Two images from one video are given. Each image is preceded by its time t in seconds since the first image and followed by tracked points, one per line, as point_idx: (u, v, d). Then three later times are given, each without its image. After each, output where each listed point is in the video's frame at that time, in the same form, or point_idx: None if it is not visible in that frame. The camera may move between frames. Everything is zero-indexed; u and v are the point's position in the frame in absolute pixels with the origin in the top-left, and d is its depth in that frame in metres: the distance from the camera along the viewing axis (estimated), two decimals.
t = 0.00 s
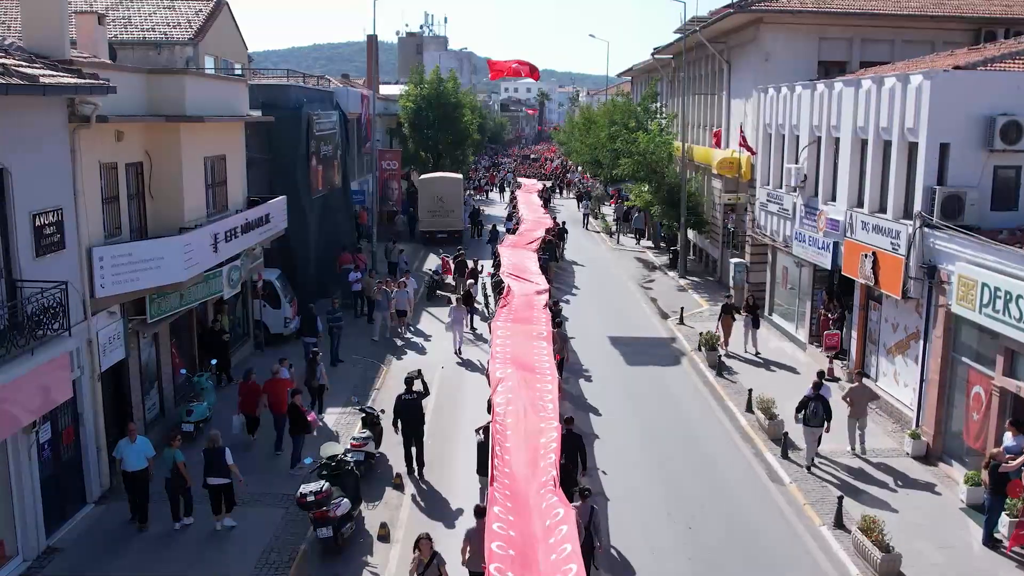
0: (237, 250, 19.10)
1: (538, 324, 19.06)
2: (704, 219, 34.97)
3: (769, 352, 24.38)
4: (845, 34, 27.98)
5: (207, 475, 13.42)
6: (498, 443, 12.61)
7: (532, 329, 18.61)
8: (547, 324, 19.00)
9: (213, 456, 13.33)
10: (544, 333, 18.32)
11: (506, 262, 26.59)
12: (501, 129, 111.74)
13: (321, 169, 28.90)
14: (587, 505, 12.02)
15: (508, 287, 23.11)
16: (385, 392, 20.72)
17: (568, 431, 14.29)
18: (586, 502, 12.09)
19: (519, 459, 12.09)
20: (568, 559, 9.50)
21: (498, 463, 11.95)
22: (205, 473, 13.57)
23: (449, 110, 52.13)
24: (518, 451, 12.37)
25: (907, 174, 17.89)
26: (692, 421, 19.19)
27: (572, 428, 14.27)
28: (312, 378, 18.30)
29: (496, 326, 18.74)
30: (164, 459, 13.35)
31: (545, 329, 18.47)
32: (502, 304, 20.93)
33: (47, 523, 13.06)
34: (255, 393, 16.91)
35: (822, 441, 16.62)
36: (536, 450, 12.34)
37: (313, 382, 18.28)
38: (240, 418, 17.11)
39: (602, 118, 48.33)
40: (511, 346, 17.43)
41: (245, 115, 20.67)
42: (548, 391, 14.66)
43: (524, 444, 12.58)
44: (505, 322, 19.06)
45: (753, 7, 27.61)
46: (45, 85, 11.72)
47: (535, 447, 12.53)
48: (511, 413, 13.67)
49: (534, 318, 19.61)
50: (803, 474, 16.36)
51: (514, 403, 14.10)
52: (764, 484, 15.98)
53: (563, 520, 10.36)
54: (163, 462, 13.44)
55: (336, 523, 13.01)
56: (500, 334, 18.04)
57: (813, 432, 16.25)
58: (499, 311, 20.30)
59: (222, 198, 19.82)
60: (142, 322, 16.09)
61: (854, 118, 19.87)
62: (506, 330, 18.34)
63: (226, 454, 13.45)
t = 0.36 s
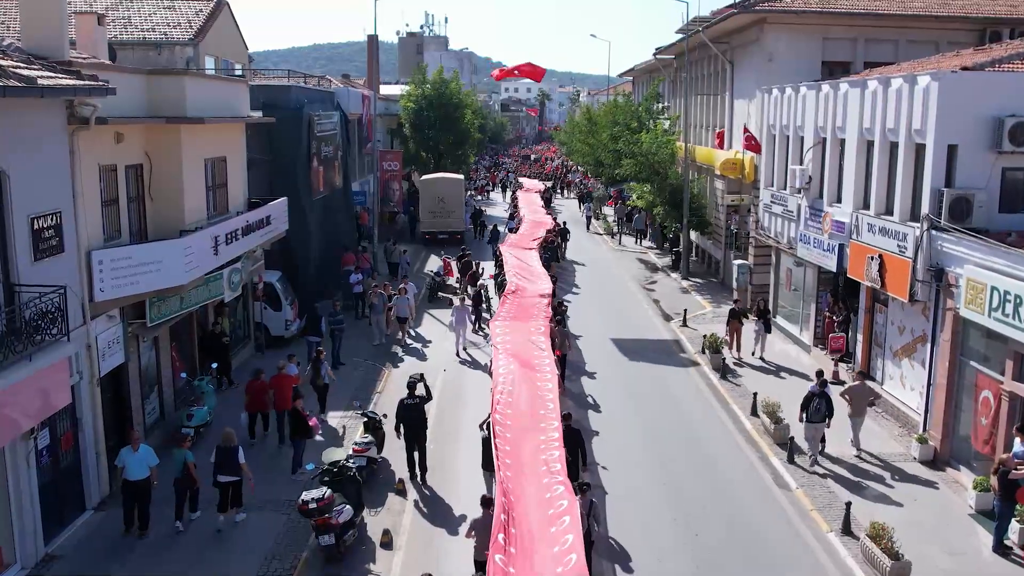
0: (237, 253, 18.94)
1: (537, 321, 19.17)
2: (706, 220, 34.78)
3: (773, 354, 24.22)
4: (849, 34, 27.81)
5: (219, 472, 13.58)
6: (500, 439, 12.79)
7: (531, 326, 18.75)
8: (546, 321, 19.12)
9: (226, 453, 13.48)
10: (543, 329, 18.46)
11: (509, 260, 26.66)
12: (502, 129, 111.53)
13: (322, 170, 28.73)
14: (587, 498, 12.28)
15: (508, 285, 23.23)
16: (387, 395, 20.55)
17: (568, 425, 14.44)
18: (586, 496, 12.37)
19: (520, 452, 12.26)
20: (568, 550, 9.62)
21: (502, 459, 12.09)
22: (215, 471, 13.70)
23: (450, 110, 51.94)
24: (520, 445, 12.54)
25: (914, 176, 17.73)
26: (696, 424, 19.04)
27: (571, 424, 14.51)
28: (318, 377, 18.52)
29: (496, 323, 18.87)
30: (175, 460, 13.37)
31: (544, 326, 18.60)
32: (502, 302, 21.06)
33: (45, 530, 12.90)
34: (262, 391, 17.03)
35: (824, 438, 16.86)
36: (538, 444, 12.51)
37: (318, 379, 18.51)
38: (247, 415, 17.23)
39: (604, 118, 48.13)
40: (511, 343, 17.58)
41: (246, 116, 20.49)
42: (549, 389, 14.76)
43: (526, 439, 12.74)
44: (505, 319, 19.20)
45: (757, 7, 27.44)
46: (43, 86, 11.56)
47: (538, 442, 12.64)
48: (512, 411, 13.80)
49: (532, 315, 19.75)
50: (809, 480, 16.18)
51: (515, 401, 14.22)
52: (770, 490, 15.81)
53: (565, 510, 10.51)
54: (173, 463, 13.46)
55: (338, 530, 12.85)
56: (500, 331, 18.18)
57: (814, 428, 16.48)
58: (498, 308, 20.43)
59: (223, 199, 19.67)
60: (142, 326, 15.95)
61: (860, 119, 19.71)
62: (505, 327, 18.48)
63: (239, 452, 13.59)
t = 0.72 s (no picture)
0: (237, 254, 18.80)
1: (539, 317, 19.27)
2: (708, 221, 34.63)
3: (776, 357, 24.07)
4: (852, 34, 27.62)
5: (224, 468, 13.79)
6: (502, 431, 12.94)
7: (533, 322, 18.85)
8: (548, 318, 19.21)
9: (229, 450, 13.68)
10: (545, 326, 18.57)
11: (511, 260, 26.70)
12: (502, 129, 111.30)
13: (322, 171, 28.59)
14: (587, 490, 12.64)
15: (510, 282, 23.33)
16: (388, 398, 20.40)
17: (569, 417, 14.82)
18: (586, 490, 12.62)
19: (521, 445, 12.43)
20: (569, 542, 9.79)
21: (503, 450, 12.23)
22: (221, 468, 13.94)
23: (451, 109, 51.80)
24: (521, 437, 12.69)
25: (920, 178, 17.58)
26: (698, 427, 18.90)
27: (571, 420, 14.71)
28: (318, 374, 18.89)
29: (498, 320, 18.98)
30: (182, 458, 13.67)
31: (546, 322, 18.70)
32: (504, 299, 21.17)
33: (42, 537, 12.75)
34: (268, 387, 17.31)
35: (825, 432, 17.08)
36: (539, 436, 12.67)
37: (318, 376, 18.87)
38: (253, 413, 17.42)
39: (605, 118, 47.94)
40: (513, 339, 17.70)
41: (246, 117, 20.34)
42: (551, 382, 14.88)
43: (526, 432, 12.89)
44: (507, 316, 19.30)
45: (760, 6, 27.26)
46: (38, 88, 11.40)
47: (540, 436, 12.78)
48: (514, 405, 13.92)
49: (534, 312, 19.86)
50: (814, 484, 16.01)
51: (517, 395, 14.34)
52: (775, 494, 15.66)
53: (566, 503, 10.68)
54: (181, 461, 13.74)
55: (339, 536, 12.69)
56: (501, 328, 18.29)
57: (817, 424, 16.71)
58: (501, 305, 20.54)
59: (222, 200, 19.52)
60: (140, 329, 15.78)
61: (864, 120, 19.56)
62: (507, 324, 18.59)
63: (243, 447, 13.79)
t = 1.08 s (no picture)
0: (234, 255, 18.63)
1: (540, 314, 19.28)
2: (709, 222, 34.45)
3: (778, 358, 23.88)
4: (855, 33, 27.42)
5: (224, 464, 13.91)
6: (500, 423, 12.99)
7: (534, 319, 18.89)
8: (550, 315, 19.23)
9: (228, 445, 13.80)
10: (546, 321, 18.59)
11: (512, 259, 26.66)
12: (502, 129, 111.05)
13: (321, 171, 28.41)
14: (587, 482, 12.82)
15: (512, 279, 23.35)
16: (386, 400, 20.22)
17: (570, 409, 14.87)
18: (586, 480, 12.89)
19: (519, 437, 12.47)
20: (567, 529, 9.96)
21: (503, 439, 12.35)
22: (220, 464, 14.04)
23: (451, 109, 51.63)
24: (519, 430, 12.74)
25: (924, 178, 17.40)
26: (700, 429, 18.73)
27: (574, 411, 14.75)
28: (317, 371, 19.07)
29: (500, 317, 19.01)
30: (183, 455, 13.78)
31: (547, 318, 18.72)
32: (506, 296, 21.20)
33: (35, 543, 12.57)
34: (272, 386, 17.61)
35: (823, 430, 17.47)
36: (537, 429, 12.71)
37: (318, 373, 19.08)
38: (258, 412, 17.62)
39: (606, 118, 47.71)
40: (515, 334, 17.74)
41: (243, 117, 20.16)
42: (550, 376, 14.95)
43: (525, 425, 12.95)
44: (509, 313, 19.32)
45: (761, 6, 27.08)
46: (30, 88, 11.22)
47: (538, 426, 12.89)
48: (513, 396, 14.00)
49: (536, 308, 19.89)
50: (817, 488, 15.81)
51: (517, 390, 14.36)
52: (777, 498, 15.45)
53: (564, 494, 10.73)
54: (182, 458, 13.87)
55: (335, 542, 12.50)
56: (504, 324, 18.32)
57: (811, 419, 17.07)
58: (502, 302, 20.58)
59: (219, 201, 19.34)
60: (135, 331, 15.60)
61: (867, 119, 19.38)
62: (509, 320, 18.63)
63: (237, 442, 13.90)
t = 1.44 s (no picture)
0: (225, 256, 18.54)
1: (534, 316, 19.49)
2: (707, 221, 34.33)
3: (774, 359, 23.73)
4: (853, 32, 27.29)
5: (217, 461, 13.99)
6: (486, 419, 13.27)
7: (528, 320, 19.14)
8: (545, 317, 19.44)
9: (222, 443, 13.89)
10: (540, 323, 18.79)
11: (507, 257, 26.70)
12: (501, 129, 110.90)
13: (316, 171, 28.26)
14: (576, 472, 12.71)
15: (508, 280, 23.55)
16: (379, 402, 20.06)
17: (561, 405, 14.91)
18: (575, 470, 12.75)
19: (504, 433, 12.74)
20: (550, 517, 10.20)
21: (488, 435, 12.63)
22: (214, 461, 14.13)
23: (448, 108, 51.50)
24: (505, 426, 13.00)
25: (920, 178, 17.25)
26: (694, 430, 18.63)
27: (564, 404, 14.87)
28: (309, 367, 19.18)
29: (496, 319, 19.25)
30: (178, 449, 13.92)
31: (540, 321, 18.93)
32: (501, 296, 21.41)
33: (20, 547, 12.41)
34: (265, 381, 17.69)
35: (809, 423, 17.75)
36: (523, 426, 12.97)
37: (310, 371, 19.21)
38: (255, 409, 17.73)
39: (604, 118, 47.58)
40: (508, 336, 17.99)
41: (235, 117, 20.02)
42: (537, 375, 15.34)
43: (511, 421, 13.20)
44: (504, 314, 19.56)
45: (758, 5, 26.94)
46: (13, 87, 11.09)
47: (524, 423, 13.15)
48: (502, 395, 14.24)
49: (530, 310, 20.10)
50: (812, 491, 15.66)
51: (506, 389, 14.62)
52: (771, 502, 15.30)
53: (548, 486, 10.99)
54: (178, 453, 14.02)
55: (322, 546, 12.34)
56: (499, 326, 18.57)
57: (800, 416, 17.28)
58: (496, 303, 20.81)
59: (210, 201, 19.20)
60: (124, 333, 15.44)
61: (863, 119, 19.23)
62: (503, 322, 18.89)
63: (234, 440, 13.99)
